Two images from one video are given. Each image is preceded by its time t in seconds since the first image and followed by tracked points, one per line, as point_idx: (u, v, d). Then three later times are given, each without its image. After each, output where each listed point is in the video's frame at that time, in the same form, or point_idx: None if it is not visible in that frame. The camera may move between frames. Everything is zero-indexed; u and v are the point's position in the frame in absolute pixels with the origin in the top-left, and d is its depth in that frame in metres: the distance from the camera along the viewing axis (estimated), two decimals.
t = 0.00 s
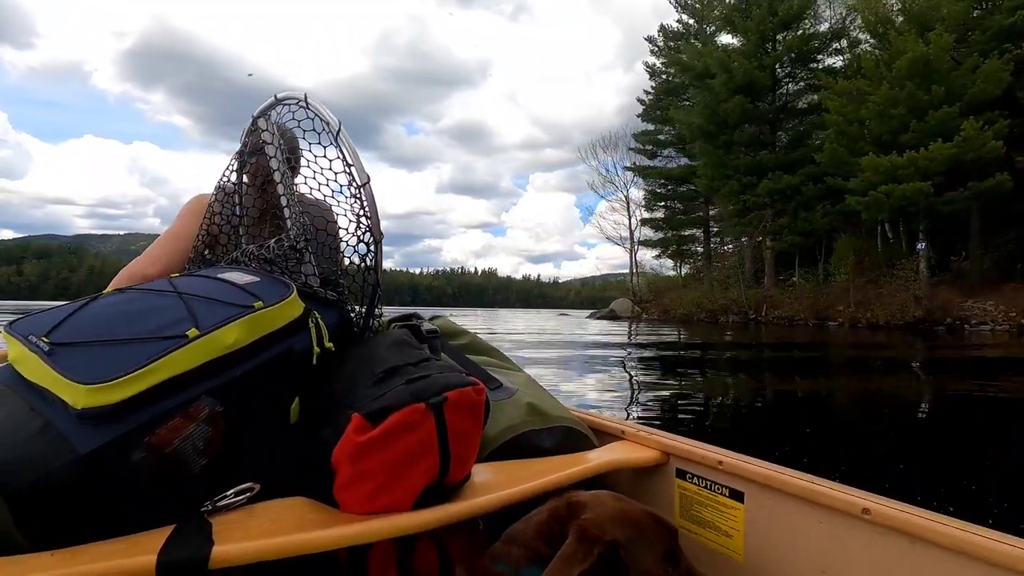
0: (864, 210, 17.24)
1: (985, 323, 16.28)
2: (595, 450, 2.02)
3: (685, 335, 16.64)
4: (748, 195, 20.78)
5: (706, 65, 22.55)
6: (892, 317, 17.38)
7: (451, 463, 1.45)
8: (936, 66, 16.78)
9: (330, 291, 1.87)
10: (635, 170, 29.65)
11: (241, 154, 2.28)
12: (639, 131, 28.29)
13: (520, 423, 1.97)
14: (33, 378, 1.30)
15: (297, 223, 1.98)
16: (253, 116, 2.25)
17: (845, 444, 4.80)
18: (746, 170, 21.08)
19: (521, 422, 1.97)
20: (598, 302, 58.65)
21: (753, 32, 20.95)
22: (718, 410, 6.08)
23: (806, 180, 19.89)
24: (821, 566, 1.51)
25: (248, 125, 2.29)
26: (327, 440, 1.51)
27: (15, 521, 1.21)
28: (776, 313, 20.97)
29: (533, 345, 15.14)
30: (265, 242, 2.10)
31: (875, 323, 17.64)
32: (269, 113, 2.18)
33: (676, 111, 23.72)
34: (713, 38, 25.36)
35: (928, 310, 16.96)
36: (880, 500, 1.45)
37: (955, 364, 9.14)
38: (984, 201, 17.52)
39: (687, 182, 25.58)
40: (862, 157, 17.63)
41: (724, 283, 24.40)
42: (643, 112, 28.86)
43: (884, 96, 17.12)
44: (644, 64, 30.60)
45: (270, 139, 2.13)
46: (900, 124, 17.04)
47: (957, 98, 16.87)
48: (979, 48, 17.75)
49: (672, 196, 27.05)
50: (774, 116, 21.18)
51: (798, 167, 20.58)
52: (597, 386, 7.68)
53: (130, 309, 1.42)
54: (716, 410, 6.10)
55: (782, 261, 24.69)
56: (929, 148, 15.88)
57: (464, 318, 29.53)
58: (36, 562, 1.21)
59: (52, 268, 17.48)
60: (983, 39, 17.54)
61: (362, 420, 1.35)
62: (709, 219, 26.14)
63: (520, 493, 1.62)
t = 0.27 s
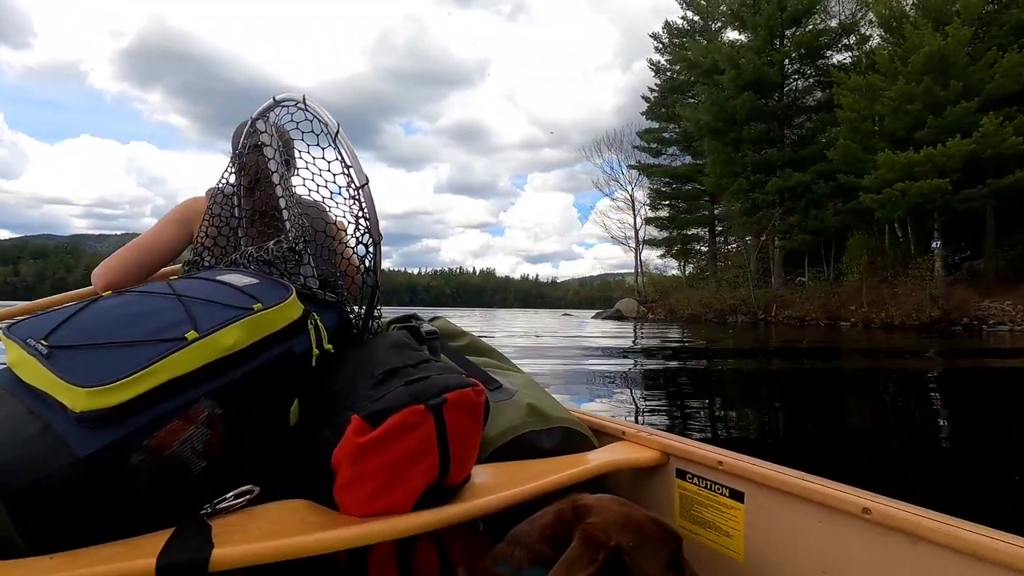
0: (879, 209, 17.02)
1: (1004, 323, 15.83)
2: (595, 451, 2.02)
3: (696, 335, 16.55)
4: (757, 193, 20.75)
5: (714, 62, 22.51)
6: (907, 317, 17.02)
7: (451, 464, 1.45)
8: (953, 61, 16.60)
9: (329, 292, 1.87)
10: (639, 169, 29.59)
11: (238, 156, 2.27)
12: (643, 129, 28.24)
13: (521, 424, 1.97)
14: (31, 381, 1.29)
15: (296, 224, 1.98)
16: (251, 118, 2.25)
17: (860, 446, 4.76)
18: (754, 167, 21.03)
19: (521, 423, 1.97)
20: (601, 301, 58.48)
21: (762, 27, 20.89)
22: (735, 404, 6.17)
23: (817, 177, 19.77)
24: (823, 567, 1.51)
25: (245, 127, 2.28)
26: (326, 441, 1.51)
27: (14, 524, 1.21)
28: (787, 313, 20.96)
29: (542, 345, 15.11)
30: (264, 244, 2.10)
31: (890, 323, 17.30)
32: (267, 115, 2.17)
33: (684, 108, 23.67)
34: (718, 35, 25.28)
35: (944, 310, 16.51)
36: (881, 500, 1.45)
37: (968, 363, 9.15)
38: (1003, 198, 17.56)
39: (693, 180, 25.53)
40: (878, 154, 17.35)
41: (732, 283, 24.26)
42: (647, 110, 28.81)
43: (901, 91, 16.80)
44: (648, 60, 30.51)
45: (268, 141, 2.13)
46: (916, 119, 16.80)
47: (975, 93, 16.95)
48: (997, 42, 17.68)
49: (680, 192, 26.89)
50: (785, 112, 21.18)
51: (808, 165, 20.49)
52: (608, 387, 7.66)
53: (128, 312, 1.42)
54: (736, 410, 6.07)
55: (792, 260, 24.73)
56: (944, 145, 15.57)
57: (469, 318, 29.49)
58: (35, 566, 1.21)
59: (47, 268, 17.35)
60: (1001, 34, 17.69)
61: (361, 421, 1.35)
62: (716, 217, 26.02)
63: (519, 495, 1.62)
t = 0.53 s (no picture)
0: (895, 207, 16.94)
1: None
2: (593, 456, 2.01)
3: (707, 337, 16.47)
4: (765, 192, 20.64)
5: (723, 60, 22.40)
6: (923, 318, 16.97)
7: (449, 470, 1.44)
8: (971, 57, 16.64)
9: (326, 298, 1.86)
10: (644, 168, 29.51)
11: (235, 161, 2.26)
12: (648, 128, 28.19)
13: (518, 429, 1.96)
14: (25, 386, 1.29)
15: (293, 229, 1.97)
16: (248, 122, 2.23)
17: (874, 453, 4.72)
18: (763, 167, 20.91)
19: (519, 429, 1.97)
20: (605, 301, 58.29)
21: (773, 24, 20.84)
22: (744, 419, 5.92)
23: (828, 176, 19.69)
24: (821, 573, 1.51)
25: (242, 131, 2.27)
26: (323, 447, 1.50)
27: (8, 531, 1.19)
28: (797, 314, 20.69)
29: (549, 347, 15.03)
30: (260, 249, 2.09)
31: (905, 325, 17.21)
32: (263, 120, 2.16)
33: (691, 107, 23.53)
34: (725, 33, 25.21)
35: (962, 312, 16.52)
36: (880, 506, 1.45)
37: (982, 366, 9.15)
38: None
39: (701, 178, 25.47)
40: (893, 152, 17.29)
41: (741, 283, 24.04)
42: (653, 108, 28.80)
43: (918, 88, 16.86)
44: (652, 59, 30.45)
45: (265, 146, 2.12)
46: (933, 116, 16.72)
47: (994, 90, 16.87)
48: (1017, 38, 17.58)
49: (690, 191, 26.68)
50: (796, 108, 21.06)
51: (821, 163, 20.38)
52: (617, 389, 7.60)
53: (125, 316, 1.41)
54: (755, 418, 5.99)
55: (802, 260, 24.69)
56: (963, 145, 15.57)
57: (474, 319, 29.39)
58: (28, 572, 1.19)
59: (43, 269, 17.19)
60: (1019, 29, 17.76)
61: (358, 427, 1.35)
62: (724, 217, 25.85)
63: (517, 501, 1.61)
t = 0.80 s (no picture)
0: (912, 207, 16.95)
1: None
2: (589, 452, 2.01)
3: (720, 339, 16.40)
4: (773, 193, 20.54)
5: (733, 58, 22.30)
6: (939, 322, 16.77)
7: (444, 465, 1.44)
8: (991, 53, 16.49)
9: (322, 292, 1.86)
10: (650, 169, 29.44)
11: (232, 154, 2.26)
12: (653, 128, 28.17)
13: (514, 425, 1.96)
14: (17, 378, 1.27)
15: (290, 224, 1.98)
16: (244, 115, 2.23)
17: (885, 458, 4.68)
18: (772, 166, 20.79)
19: (515, 424, 1.97)
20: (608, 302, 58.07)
21: (783, 22, 20.77)
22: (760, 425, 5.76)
23: (840, 176, 19.65)
24: (812, 567, 1.51)
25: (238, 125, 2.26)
26: (319, 440, 1.50)
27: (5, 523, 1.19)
28: (808, 317, 20.44)
29: (557, 348, 14.95)
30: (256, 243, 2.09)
31: (921, 328, 16.98)
32: (260, 114, 2.16)
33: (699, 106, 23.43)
34: (734, 32, 25.13)
35: (981, 315, 16.42)
36: (874, 503, 1.45)
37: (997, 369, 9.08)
38: None
39: (709, 179, 25.41)
40: (910, 151, 17.18)
41: (750, 285, 23.85)
42: (658, 108, 28.77)
43: (936, 85, 16.79)
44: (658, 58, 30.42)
45: (262, 139, 2.12)
46: (951, 115, 16.58)
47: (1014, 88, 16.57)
48: None
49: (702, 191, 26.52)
50: (806, 106, 20.97)
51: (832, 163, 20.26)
52: (625, 391, 7.55)
53: (120, 310, 1.41)
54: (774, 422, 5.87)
55: (811, 261, 24.55)
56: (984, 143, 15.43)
57: (479, 321, 29.31)
58: (20, 565, 1.18)
59: (41, 267, 17.10)
60: None
61: (354, 421, 1.34)
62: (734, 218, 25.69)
63: (512, 496, 1.61)
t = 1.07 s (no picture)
0: (931, 206, 16.78)
1: None
2: (593, 439, 2.02)
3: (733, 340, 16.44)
4: (784, 193, 20.48)
5: (745, 55, 22.19)
6: (958, 324, 16.43)
7: (449, 456, 1.45)
8: (1013, 47, 15.85)
9: (321, 287, 1.86)
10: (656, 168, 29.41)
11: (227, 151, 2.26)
12: (658, 127, 28.07)
13: (518, 414, 1.96)
14: (22, 380, 1.27)
15: (287, 219, 1.97)
16: (239, 111, 2.23)
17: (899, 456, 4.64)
18: (782, 165, 20.63)
19: (519, 413, 1.97)
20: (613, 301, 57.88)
21: (795, 18, 20.56)
22: (781, 420, 5.75)
23: (852, 175, 19.58)
24: (816, 548, 1.52)
25: (233, 122, 2.26)
26: (323, 434, 1.50)
27: (13, 525, 1.19)
28: (820, 318, 20.50)
29: (568, 347, 14.93)
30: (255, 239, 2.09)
31: (939, 330, 16.75)
32: (254, 109, 2.15)
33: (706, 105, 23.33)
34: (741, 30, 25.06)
35: (1001, 316, 16.02)
36: (876, 481, 1.45)
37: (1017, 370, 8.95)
38: None
39: (717, 178, 25.41)
40: (925, 150, 16.92)
41: (762, 286, 23.79)
42: (664, 107, 28.64)
43: (954, 82, 16.37)
44: (664, 56, 30.23)
45: (256, 134, 2.11)
46: (969, 112, 16.15)
47: None
48: None
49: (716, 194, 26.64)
50: (817, 102, 20.72)
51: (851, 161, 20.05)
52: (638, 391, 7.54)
53: (122, 310, 1.41)
54: (795, 425, 5.75)
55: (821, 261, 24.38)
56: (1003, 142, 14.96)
57: (487, 322, 29.41)
58: (33, 566, 1.18)
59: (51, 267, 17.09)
60: None
61: (359, 414, 1.34)
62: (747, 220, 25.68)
63: (516, 484, 1.61)
